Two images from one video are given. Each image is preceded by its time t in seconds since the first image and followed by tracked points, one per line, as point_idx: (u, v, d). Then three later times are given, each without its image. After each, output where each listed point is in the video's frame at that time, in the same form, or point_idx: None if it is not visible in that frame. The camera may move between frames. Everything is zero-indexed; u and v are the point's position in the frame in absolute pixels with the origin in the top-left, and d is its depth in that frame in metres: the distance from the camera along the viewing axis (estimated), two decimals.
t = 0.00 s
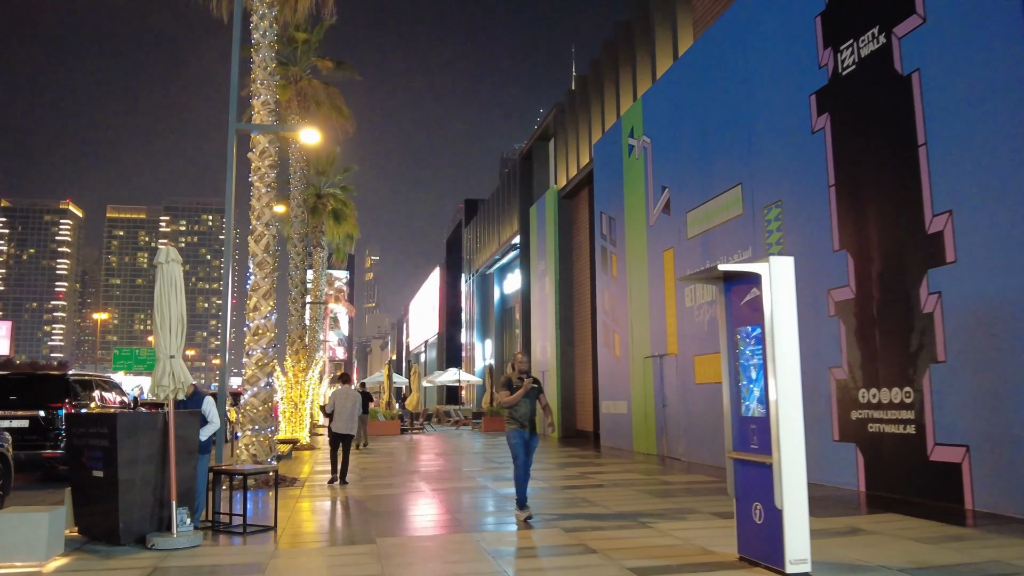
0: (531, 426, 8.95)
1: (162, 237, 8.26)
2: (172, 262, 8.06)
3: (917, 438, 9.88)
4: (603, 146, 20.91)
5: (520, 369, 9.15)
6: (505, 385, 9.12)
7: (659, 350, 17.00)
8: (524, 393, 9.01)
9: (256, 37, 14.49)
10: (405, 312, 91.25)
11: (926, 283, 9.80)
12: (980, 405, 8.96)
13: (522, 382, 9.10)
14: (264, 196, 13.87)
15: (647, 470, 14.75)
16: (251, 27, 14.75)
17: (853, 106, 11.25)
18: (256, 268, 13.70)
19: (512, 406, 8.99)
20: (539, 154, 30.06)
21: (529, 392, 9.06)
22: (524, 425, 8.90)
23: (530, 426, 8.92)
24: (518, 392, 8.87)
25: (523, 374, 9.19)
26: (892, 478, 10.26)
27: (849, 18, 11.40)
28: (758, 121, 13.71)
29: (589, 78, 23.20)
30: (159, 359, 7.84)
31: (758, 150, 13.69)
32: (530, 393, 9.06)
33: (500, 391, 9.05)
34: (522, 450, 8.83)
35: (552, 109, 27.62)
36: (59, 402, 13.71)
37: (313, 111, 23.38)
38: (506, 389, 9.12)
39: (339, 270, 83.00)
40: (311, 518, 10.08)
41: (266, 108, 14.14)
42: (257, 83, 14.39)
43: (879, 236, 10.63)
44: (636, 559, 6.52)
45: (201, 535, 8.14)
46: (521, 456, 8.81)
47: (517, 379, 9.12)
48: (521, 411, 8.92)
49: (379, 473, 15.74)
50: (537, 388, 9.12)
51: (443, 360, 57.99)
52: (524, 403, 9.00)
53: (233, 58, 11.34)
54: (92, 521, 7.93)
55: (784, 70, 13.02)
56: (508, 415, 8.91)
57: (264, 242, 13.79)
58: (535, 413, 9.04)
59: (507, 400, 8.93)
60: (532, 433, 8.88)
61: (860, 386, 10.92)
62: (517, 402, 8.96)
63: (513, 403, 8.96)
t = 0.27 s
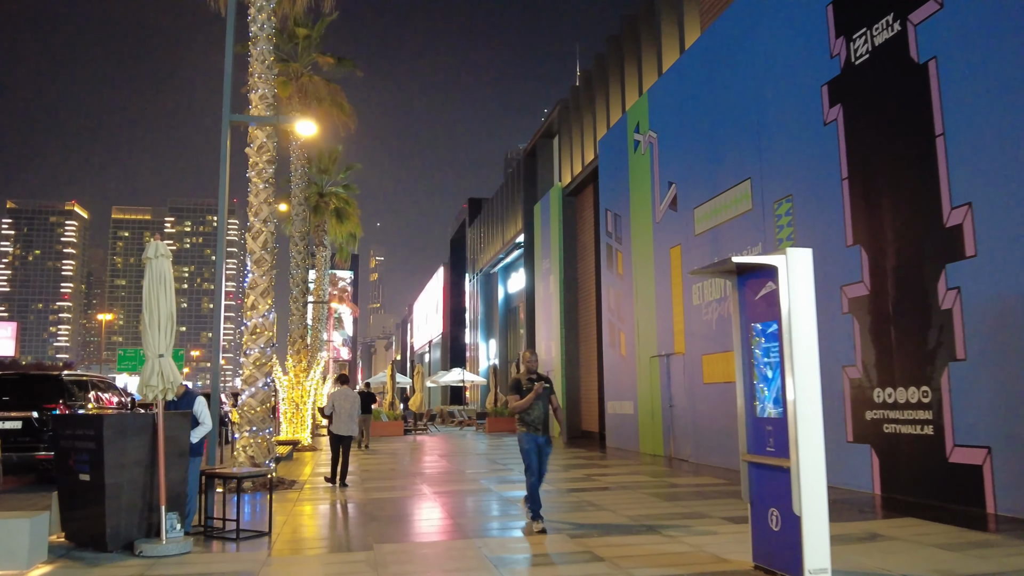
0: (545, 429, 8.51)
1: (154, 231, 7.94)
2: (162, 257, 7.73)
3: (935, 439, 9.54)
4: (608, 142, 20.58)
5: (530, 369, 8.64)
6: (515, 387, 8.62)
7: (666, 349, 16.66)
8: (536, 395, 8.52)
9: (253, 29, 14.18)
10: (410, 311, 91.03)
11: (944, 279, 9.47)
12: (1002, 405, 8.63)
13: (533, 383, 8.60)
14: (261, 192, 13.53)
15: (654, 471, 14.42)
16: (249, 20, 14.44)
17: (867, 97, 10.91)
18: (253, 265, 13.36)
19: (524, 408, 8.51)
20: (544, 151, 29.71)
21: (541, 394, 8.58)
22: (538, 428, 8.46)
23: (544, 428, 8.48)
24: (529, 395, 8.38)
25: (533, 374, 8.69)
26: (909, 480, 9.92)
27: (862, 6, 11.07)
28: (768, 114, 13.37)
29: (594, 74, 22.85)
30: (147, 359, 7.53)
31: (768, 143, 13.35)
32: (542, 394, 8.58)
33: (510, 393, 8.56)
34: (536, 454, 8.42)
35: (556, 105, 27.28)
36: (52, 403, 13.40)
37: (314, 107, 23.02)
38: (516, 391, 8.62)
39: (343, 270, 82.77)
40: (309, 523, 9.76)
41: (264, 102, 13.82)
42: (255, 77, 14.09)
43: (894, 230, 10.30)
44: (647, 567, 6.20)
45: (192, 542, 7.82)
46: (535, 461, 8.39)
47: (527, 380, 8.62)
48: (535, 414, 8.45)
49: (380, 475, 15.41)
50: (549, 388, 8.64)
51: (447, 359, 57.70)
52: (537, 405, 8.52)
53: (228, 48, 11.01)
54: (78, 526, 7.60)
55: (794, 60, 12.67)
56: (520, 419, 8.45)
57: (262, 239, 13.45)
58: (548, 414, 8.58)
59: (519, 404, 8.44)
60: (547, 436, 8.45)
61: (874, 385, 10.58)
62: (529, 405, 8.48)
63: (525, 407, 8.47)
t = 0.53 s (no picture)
0: (560, 429, 7.76)
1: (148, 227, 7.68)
2: (156, 253, 7.47)
3: (956, 441, 9.23)
4: (616, 139, 20.27)
5: (547, 364, 7.91)
6: (530, 383, 7.90)
7: (675, 348, 16.35)
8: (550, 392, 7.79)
9: (255, 24, 13.92)
10: (416, 311, 90.84)
11: (967, 275, 9.16)
12: None
13: (549, 380, 7.87)
14: (263, 188, 13.24)
15: (664, 473, 14.11)
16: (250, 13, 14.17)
17: (885, 88, 10.58)
18: (255, 263, 13.16)
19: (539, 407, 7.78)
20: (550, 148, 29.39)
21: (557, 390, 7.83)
22: (552, 429, 7.72)
23: (559, 428, 7.74)
24: (544, 393, 7.65)
25: (551, 370, 7.93)
26: (930, 483, 9.60)
27: None
28: (781, 106, 13.05)
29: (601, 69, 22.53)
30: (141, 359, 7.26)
31: (781, 136, 13.03)
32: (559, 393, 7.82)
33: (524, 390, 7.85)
34: (548, 456, 7.70)
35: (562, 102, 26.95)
36: (50, 404, 13.16)
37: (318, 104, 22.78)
38: (531, 388, 7.90)
39: (349, 269, 82.66)
40: (311, 527, 9.48)
41: (266, 97, 13.54)
42: (256, 71, 13.79)
43: (913, 225, 9.99)
44: None
45: (188, 547, 7.54)
46: (546, 464, 7.67)
47: (544, 375, 7.89)
48: (550, 412, 7.72)
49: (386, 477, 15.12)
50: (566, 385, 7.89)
51: (453, 359, 57.50)
52: (552, 403, 7.77)
53: (226, 40, 10.73)
54: (70, 531, 7.32)
55: (808, 51, 12.34)
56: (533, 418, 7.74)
57: (264, 237, 13.17)
58: (565, 414, 7.82)
59: (532, 402, 7.72)
60: (561, 437, 7.70)
61: (893, 384, 10.26)
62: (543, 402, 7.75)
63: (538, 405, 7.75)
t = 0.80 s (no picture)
0: (586, 435, 7.11)
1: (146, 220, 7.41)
2: (155, 246, 7.20)
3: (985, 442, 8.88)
4: (627, 135, 19.95)
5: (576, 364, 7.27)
6: (556, 385, 7.28)
7: (689, 347, 16.02)
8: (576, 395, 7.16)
9: (260, 16, 13.67)
10: (425, 311, 90.69)
11: (995, 269, 8.82)
12: None
13: (576, 382, 7.23)
14: (268, 183, 12.97)
15: (679, 474, 13.78)
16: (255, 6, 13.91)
17: (908, 77, 10.24)
18: (260, 259, 12.86)
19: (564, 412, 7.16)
20: (560, 145, 29.05)
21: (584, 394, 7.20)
22: (576, 434, 7.11)
23: (584, 433, 7.11)
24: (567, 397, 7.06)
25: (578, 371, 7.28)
26: (957, 486, 9.25)
27: None
28: (800, 98, 12.69)
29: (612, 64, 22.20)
30: (138, 355, 6.97)
31: (800, 129, 12.67)
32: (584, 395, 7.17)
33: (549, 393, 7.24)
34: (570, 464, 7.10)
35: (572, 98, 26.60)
36: (52, 403, 12.92)
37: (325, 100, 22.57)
38: (557, 390, 7.28)
39: (359, 269, 82.55)
40: (316, 531, 9.18)
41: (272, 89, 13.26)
42: (262, 64, 13.52)
43: (939, 219, 9.65)
44: None
45: (188, 552, 7.27)
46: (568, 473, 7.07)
47: (572, 376, 7.26)
48: (575, 417, 7.09)
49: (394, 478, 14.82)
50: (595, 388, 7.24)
51: (462, 359, 57.24)
52: (579, 406, 7.13)
53: (229, 29, 10.46)
54: (66, 535, 7.04)
55: (827, 41, 12.00)
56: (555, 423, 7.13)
57: (270, 232, 12.87)
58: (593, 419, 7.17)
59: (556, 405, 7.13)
60: (586, 444, 7.08)
61: (917, 383, 9.91)
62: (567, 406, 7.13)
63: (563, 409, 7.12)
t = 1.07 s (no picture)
0: (613, 437, 6.50)
1: (141, 215, 7.16)
2: (148, 242, 6.94)
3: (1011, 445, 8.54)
4: (637, 132, 19.63)
5: (598, 359, 6.65)
6: (577, 382, 6.66)
7: (700, 348, 15.69)
8: (601, 392, 6.55)
9: (263, 9, 13.42)
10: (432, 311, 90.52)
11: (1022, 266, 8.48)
12: None
13: (601, 379, 6.61)
14: (270, 179, 12.71)
15: (690, 478, 13.46)
16: None
17: (929, 68, 9.91)
18: (262, 257, 12.56)
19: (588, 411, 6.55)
20: (568, 144, 28.74)
21: (610, 391, 6.59)
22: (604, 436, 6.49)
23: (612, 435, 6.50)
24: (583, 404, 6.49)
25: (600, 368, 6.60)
26: (981, 491, 8.90)
27: None
28: (815, 92, 12.36)
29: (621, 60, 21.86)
30: (130, 355, 6.69)
31: (815, 123, 12.35)
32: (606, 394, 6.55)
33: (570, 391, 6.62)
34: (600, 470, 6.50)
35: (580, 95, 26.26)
36: (51, 404, 12.66)
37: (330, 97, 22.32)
38: (578, 388, 6.67)
39: (366, 269, 82.50)
40: (318, 536, 8.91)
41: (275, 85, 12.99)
42: (264, 58, 13.26)
43: (962, 214, 9.32)
44: None
45: (182, 560, 6.98)
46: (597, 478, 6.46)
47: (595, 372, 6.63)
48: (600, 416, 6.48)
49: (400, 480, 14.52)
50: (620, 386, 6.64)
51: (469, 359, 56.97)
52: (604, 405, 6.53)
53: (229, 21, 10.21)
54: (55, 541, 6.76)
55: (843, 32, 11.67)
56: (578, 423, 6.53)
57: (272, 230, 12.57)
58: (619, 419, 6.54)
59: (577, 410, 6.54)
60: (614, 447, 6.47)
61: (938, 384, 9.57)
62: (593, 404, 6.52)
63: (587, 410, 6.52)
